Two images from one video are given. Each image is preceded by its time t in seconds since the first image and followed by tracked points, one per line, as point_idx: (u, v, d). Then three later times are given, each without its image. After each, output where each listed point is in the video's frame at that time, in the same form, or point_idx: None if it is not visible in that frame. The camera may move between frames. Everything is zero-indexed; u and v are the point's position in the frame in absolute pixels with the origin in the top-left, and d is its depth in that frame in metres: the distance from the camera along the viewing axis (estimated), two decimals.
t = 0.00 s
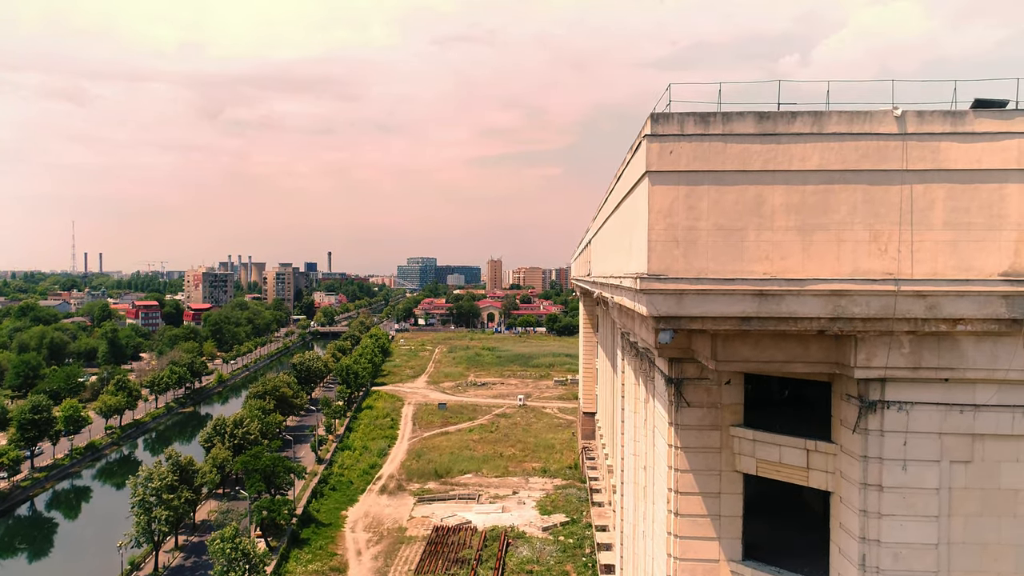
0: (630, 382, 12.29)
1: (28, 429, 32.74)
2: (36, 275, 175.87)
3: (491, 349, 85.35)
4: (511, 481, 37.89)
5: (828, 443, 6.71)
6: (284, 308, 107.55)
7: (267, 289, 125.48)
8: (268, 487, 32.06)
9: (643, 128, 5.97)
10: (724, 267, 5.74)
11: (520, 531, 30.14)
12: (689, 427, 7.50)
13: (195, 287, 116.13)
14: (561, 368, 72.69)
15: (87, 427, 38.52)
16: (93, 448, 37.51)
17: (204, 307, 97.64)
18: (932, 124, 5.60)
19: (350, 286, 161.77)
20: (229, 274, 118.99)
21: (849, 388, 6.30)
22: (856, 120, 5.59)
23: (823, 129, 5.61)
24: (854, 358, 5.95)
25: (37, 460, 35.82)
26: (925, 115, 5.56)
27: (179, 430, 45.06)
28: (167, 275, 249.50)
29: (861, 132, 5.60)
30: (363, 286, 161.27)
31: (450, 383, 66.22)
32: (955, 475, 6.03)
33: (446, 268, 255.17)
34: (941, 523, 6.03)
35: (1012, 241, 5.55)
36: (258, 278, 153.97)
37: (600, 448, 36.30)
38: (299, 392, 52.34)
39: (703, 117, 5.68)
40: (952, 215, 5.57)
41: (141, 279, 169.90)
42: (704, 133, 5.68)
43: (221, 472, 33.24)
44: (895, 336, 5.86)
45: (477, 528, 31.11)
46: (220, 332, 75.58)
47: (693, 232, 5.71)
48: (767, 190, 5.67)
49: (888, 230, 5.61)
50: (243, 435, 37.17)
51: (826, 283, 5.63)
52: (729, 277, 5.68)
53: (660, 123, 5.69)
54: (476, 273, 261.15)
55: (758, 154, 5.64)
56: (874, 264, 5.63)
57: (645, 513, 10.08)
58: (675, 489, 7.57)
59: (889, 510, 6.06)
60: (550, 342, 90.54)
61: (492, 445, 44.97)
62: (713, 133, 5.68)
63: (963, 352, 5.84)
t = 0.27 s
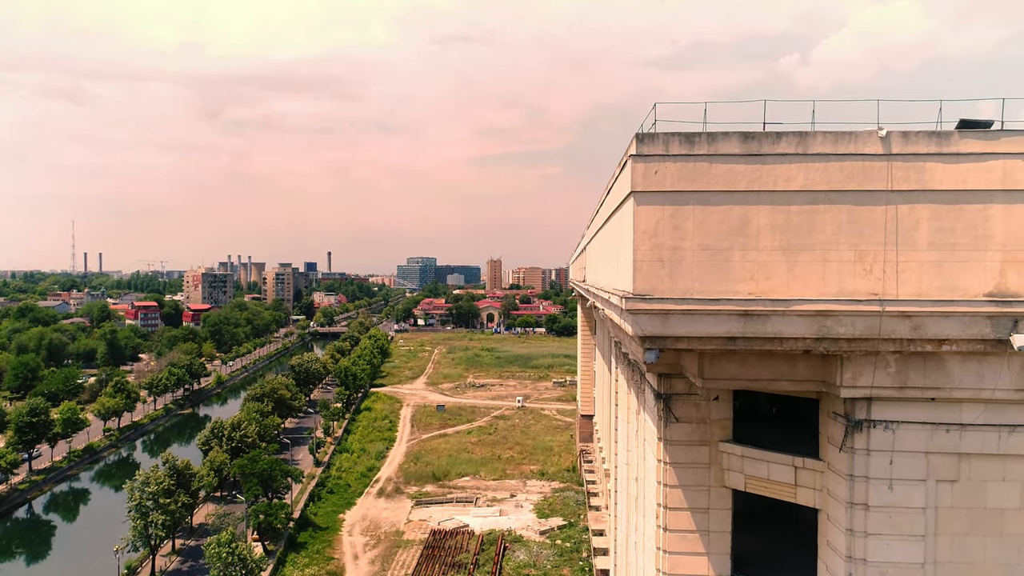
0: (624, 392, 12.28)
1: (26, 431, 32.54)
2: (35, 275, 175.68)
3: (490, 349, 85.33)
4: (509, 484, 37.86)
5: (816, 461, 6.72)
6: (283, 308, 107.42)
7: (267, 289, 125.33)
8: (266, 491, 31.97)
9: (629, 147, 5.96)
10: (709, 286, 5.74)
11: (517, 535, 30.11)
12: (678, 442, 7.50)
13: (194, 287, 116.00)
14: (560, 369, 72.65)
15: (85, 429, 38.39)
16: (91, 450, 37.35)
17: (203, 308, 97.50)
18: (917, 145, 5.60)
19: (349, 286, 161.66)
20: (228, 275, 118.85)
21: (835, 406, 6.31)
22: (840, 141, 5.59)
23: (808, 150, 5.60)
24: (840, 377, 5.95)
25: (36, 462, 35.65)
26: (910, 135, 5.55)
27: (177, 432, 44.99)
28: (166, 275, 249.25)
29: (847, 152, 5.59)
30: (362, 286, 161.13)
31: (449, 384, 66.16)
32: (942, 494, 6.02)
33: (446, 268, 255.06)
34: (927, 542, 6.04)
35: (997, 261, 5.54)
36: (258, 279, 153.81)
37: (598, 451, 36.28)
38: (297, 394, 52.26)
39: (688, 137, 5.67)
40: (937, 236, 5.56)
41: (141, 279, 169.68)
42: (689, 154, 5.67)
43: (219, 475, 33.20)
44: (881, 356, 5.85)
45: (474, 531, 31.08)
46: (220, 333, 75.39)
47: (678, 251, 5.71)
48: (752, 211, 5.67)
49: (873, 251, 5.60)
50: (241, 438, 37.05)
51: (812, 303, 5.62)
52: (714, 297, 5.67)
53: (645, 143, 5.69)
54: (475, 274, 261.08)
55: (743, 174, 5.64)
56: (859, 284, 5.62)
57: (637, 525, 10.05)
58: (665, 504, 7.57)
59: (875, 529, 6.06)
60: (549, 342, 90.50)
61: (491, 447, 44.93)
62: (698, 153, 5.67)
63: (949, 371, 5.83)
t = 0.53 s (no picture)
0: (616, 400, 12.26)
1: (23, 434, 32.26)
2: (34, 275, 175.33)
3: (489, 350, 85.30)
4: (506, 487, 37.82)
5: (803, 478, 6.72)
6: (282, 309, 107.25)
7: (266, 290, 125.13)
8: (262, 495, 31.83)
9: (615, 166, 5.95)
10: (694, 306, 5.74)
11: (514, 539, 30.09)
12: (666, 457, 7.49)
13: (194, 288, 115.71)
14: (559, 370, 72.60)
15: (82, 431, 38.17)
16: (89, 452, 37.13)
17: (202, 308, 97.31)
18: (902, 165, 5.58)
19: (349, 286, 161.31)
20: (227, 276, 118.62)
21: (822, 424, 6.30)
22: (825, 161, 5.58)
23: (793, 170, 5.59)
24: (825, 397, 5.95)
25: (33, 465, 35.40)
26: (895, 156, 5.54)
27: (176, 434, 44.86)
28: (166, 274, 248.82)
29: (832, 173, 5.59)
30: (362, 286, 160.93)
31: (448, 386, 66.09)
32: (928, 513, 6.02)
33: (445, 268, 254.96)
34: (913, 561, 6.03)
35: (983, 281, 5.53)
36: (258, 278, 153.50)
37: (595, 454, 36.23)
38: (296, 396, 52.14)
39: (673, 157, 5.66)
40: (922, 257, 5.56)
41: (140, 279, 169.33)
42: (674, 174, 5.66)
43: (216, 478, 33.11)
44: (867, 376, 5.85)
45: (471, 535, 31.03)
46: (219, 334, 75.09)
47: (664, 272, 5.71)
48: (738, 231, 5.66)
49: (858, 271, 5.60)
50: (238, 441, 36.86)
51: (797, 324, 5.62)
52: (699, 317, 5.67)
53: (630, 163, 5.68)
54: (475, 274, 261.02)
55: (728, 195, 5.64)
56: (845, 305, 5.62)
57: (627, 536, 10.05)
58: (653, 519, 7.56)
59: (861, 548, 6.05)
60: (548, 343, 90.44)
61: (489, 449, 44.87)
62: (684, 173, 5.66)
63: (934, 391, 5.83)
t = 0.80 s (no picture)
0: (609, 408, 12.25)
1: (21, 437, 32.02)
2: (35, 275, 175.28)
3: (488, 351, 85.30)
4: (504, 489, 37.84)
5: (790, 494, 6.73)
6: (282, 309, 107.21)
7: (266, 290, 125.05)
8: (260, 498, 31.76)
9: (601, 186, 5.95)
10: (680, 326, 5.74)
11: (511, 542, 30.09)
12: (655, 472, 7.49)
13: (194, 287, 115.50)
14: (558, 371, 72.58)
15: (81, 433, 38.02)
16: (88, 454, 36.97)
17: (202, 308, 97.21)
18: (887, 185, 5.58)
19: (349, 286, 161.24)
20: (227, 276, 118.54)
21: (809, 443, 6.30)
22: (810, 182, 5.58)
23: (778, 190, 5.59)
24: (812, 416, 5.94)
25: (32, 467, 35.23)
26: (880, 176, 5.54)
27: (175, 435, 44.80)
28: (166, 273, 248.62)
29: (817, 194, 5.59)
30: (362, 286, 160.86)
31: (447, 387, 66.06)
32: (914, 532, 6.02)
33: (445, 268, 254.88)
34: None
35: (967, 301, 5.53)
36: (258, 278, 153.37)
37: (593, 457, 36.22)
38: (294, 398, 52.08)
39: (659, 178, 5.65)
40: (906, 277, 5.56)
41: (141, 279, 169.22)
42: (659, 194, 5.65)
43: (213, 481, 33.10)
44: (852, 395, 5.85)
45: (468, 538, 31.02)
46: (218, 334, 74.73)
47: (649, 292, 5.71)
48: (723, 251, 5.66)
49: (844, 291, 5.59)
50: (236, 444, 36.70)
51: (782, 344, 5.62)
52: (684, 337, 5.67)
53: (615, 183, 5.68)
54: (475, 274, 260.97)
55: (713, 215, 5.64)
56: (830, 325, 5.62)
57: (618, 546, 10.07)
58: (642, 534, 7.56)
59: (847, 566, 6.04)
60: (547, 344, 90.40)
61: (487, 451, 44.87)
62: (669, 194, 5.66)
63: (920, 410, 5.83)
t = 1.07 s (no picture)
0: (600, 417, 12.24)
1: (19, 440, 31.54)
2: (34, 275, 174.93)
3: (487, 351, 85.26)
4: (502, 492, 37.83)
5: (778, 511, 6.75)
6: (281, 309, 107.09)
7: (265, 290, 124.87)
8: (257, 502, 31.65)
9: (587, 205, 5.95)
10: (665, 346, 5.74)
11: (508, 545, 30.07)
12: (644, 487, 7.49)
13: (194, 287, 114.96)
14: (557, 372, 72.56)
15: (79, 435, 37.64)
16: (86, 457, 36.63)
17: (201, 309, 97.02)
18: (872, 206, 5.58)
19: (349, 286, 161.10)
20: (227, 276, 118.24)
21: (795, 460, 6.30)
22: (796, 203, 5.58)
23: (763, 211, 5.58)
24: (797, 435, 5.95)
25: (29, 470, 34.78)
26: (865, 197, 5.54)
27: (173, 436, 44.70)
28: (166, 273, 248.13)
29: (802, 215, 5.59)
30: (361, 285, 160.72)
31: (446, 388, 66.05)
32: (900, 551, 6.01)
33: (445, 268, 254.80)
34: None
35: (952, 322, 5.54)
36: (258, 278, 153.11)
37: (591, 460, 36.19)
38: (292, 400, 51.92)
39: (643, 199, 5.66)
40: (891, 297, 5.56)
41: (141, 279, 168.94)
42: (644, 215, 5.65)
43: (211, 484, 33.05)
44: (838, 414, 5.84)
45: (465, 542, 30.97)
46: (217, 335, 73.97)
47: (634, 312, 5.71)
48: (707, 271, 5.67)
49: (828, 312, 5.60)
50: (234, 447, 36.48)
51: (766, 364, 5.63)
52: (669, 358, 5.67)
53: (600, 204, 5.68)
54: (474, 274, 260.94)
55: (698, 235, 5.64)
56: (814, 345, 5.63)
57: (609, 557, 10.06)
58: (631, 549, 7.56)
59: None
60: (546, 344, 90.39)
61: (485, 453, 44.85)
62: (653, 214, 5.66)
63: (905, 430, 5.83)
